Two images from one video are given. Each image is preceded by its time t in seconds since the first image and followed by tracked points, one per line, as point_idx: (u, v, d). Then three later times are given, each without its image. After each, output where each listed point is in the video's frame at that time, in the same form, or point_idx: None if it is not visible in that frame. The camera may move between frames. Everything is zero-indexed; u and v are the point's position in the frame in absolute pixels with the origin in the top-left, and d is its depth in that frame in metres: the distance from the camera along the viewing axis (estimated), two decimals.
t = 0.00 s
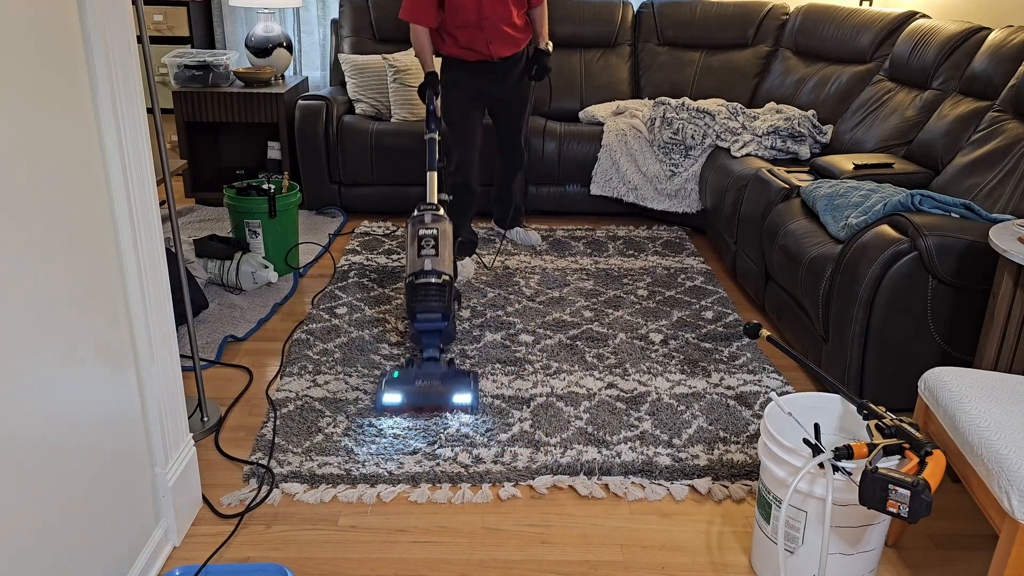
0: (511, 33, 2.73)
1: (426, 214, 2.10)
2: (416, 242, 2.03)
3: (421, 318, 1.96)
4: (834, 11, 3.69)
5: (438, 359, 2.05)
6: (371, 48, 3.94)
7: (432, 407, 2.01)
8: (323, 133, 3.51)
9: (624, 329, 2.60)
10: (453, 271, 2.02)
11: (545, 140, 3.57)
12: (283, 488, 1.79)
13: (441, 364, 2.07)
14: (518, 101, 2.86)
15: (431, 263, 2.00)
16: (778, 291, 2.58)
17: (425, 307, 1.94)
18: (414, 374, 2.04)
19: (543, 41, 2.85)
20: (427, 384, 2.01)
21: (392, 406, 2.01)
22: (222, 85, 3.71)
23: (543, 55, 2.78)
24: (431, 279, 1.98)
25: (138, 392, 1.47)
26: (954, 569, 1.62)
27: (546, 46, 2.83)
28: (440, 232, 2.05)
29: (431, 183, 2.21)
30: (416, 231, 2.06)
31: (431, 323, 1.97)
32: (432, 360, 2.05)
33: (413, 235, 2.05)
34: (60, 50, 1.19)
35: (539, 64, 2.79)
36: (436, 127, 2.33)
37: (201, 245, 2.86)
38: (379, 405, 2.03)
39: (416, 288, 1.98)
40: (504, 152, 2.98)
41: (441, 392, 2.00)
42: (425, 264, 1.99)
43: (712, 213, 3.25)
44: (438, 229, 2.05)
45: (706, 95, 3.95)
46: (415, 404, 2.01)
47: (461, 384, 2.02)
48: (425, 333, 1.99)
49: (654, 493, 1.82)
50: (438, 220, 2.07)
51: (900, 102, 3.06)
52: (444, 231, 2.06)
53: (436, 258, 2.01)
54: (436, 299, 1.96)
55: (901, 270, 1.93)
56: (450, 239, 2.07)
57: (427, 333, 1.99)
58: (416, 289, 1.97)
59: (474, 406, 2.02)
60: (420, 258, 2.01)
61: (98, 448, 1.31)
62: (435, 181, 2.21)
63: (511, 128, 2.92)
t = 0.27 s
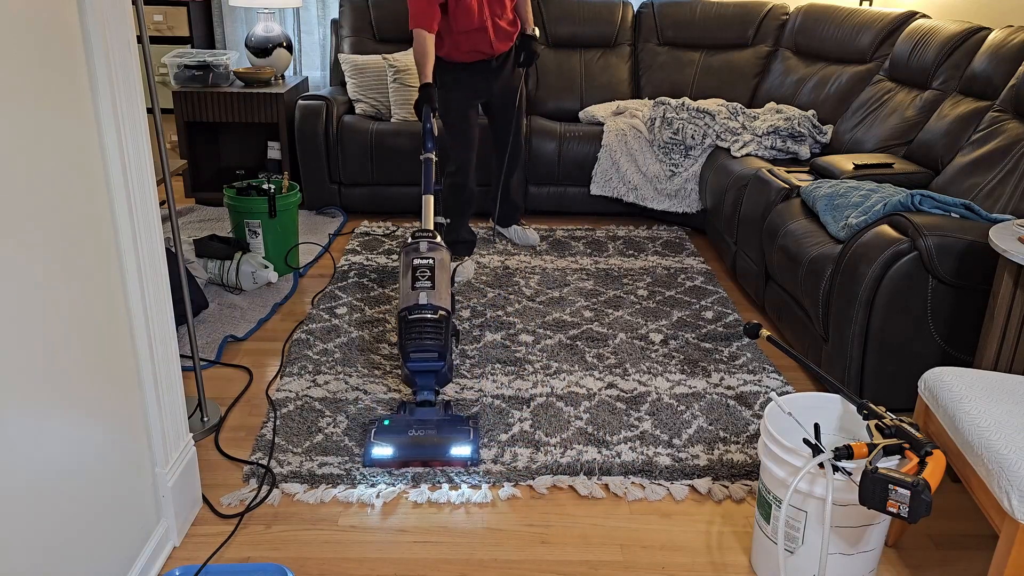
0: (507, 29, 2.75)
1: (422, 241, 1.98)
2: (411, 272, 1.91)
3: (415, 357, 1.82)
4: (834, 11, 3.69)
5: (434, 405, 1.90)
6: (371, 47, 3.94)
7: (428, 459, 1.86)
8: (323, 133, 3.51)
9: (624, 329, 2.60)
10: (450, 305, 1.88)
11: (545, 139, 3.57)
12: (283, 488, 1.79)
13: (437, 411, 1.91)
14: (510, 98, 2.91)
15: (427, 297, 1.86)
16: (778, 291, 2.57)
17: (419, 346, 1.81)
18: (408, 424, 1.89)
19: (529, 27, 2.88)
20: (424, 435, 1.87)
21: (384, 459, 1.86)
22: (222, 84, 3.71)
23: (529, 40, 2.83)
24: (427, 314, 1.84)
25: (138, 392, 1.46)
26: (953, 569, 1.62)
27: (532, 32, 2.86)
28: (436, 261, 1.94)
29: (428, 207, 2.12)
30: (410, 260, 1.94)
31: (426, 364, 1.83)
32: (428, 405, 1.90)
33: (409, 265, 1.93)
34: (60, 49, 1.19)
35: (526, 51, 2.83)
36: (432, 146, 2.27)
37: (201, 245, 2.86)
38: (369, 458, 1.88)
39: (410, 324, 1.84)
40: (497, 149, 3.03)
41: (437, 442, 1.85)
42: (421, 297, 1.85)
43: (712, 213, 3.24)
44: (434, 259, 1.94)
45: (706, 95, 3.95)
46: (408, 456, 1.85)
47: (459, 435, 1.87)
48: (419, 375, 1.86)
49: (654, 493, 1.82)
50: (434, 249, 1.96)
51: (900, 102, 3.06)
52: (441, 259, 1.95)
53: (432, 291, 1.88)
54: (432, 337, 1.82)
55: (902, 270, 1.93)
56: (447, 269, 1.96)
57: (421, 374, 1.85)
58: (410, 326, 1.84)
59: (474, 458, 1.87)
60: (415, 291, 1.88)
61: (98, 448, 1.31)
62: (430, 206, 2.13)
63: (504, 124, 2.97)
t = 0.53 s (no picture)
0: (510, 28, 2.76)
1: (423, 230, 2.02)
2: (412, 259, 1.93)
3: (416, 340, 1.85)
4: (834, 11, 3.69)
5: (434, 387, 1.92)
6: (371, 48, 3.94)
7: (428, 440, 1.87)
8: (324, 133, 3.51)
9: (624, 329, 2.60)
10: (450, 291, 1.90)
11: (545, 139, 3.57)
12: (283, 488, 1.79)
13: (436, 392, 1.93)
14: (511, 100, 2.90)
15: (428, 282, 1.88)
16: (778, 291, 2.58)
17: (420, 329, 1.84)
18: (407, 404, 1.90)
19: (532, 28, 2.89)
20: (423, 416, 1.88)
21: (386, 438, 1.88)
22: (222, 84, 3.71)
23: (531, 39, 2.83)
24: (428, 299, 1.87)
25: (138, 393, 1.46)
26: (953, 569, 1.62)
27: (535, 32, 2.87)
28: (436, 249, 1.96)
29: (423, 199, 2.14)
30: (411, 248, 1.96)
31: (425, 346, 1.86)
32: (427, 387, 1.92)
33: (409, 253, 1.95)
34: (60, 50, 1.19)
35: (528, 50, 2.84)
36: (428, 140, 2.25)
37: (201, 245, 2.86)
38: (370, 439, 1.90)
39: (411, 308, 1.86)
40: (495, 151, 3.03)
41: (436, 422, 1.87)
42: (421, 282, 1.88)
43: (712, 213, 3.24)
44: (434, 247, 1.96)
45: (706, 95, 3.95)
46: (408, 435, 1.87)
47: (459, 416, 1.88)
48: (419, 357, 1.88)
49: (654, 493, 1.82)
50: (434, 237, 2.00)
51: (900, 102, 3.06)
52: (440, 248, 1.98)
53: (433, 277, 1.91)
54: (432, 321, 1.85)
55: (902, 270, 1.93)
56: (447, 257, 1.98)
57: (421, 356, 1.88)
58: (410, 310, 1.86)
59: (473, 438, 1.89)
60: (416, 276, 1.90)
61: (99, 448, 1.31)
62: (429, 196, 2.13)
63: (503, 125, 2.96)
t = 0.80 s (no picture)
0: (514, 27, 2.72)
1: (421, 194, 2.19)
2: (411, 220, 2.14)
3: (415, 291, 2.13)
4: (834, 11, 3.69)
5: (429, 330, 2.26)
6: (371, 48, 3.94)
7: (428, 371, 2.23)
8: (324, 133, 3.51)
9: (624, 329, 2.60)
10: (445, 248, 2.14)
11: (545, 139, 3.57)
12: (283, 488, 1.79)
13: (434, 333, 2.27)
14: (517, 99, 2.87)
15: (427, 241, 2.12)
16: (778, 291, 2.57)
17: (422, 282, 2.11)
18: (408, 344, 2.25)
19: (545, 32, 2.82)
20: (423, 351, 2.24)
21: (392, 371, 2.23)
22: (222, 84, 3.71)
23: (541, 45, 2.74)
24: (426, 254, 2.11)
25: (138, 393, 1.47)
26: (953, 569, 1.62)
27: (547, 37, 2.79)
28: (434, 211, 2.16)
29: (421, 166, 2.18)
30: (411, 209, 2.15)
31: (424, 295, 2.14)
32: (425, 329, 2.26)
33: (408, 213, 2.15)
34: (60, 50, 1.19)
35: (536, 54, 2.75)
36: (424, 111, 2.31)
37: (201, 245, 2.86)
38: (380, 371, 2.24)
39: (412, 263, 2.11)
40: (499, 152, 3.00)
41: (436, 356, 2.23)
42: (421, 240, 2.11)
43: (712, 213, 3.24)
44: (432, 210, 2.15)
45: (705, 95, 3.95)
46: (413, 368, 2.23)
47: (454, 349, 2.24)
48: (418, 304, 2.18)
49: (654, 493, 1.82)
50: (433, 201, 2.17)
51: (900, 102, 3.06)
52: (437, 210, 2.17)
53: (430, 235, 2.13)
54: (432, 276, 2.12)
55: (902, 270, 1.93)
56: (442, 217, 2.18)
57: (420, 304, 2.18)
58: (410, 264, 2.10)
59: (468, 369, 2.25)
60: (415, 235, 2.12)
61: (98, 448, 1.31)
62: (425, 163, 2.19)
63: (509, 126, 2.93)
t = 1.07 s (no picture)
0: (511, 26, 2.75)
1: (425, 160, 2.60)
2: (416, 186, 2.58)
3: (415, 248, 2.58)
4: (834, 11, 3.69)
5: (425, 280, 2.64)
6: (371, 47, 3.94)
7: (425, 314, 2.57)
8: (324, 133, 3.51)
9: (624, 328, 2.60)
10: (443, 214, 2.60)
11: (545, 139, 3.57)
12: (283, 488, 1.79)
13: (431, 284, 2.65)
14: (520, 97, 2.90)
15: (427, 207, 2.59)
16: (778, 291, 2.57)
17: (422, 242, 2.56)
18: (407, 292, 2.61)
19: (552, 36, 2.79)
20: (419, 297, 2.58)
21: (393, 313, 2.58)
22: (222, 84, 3.71)
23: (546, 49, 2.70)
24: (425, 219, 2.58)
25: (137, 393, 1.46)
26: (953, 569, 1.62)
27: (553, 42, 2.75)
28: (435, 178, 2.59)
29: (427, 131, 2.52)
30: (415, 175, 2.57)
31: (424, 253, 2.59)
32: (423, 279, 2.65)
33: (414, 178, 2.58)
34: (60, 50, 1.19)
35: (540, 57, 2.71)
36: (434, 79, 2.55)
37: (201, 245, 2.86)
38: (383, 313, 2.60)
39: (414, 225, 2.57)
40: (504, 151, 3.03)
41: (430, 301, 2.57)
42: (422, 207, 2.58)
43: (712, 213, 3.24)
44: (434, 177, 2.59)
45: (705, 95, 3.95)
46: (411, 311, 2.58)
47: (446, 295, 2.59)
48: (418, 260, 2.61)
49: (654, 493, 1.82)
50: (435, 168, 2.59)
51: (900, 102, 3.06)
52: (438, 176, 2.60)
53: (430, 202, 2.60)
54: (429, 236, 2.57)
55: (902, 270, 1.93)
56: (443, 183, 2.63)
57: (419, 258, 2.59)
58: (411, 226, 2.57)
59: (459, 314, 2.60)
60: (418, 200, 2.59)
61: (98, 449, 1.31)
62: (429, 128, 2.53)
63: (515, 125, 2.96)
